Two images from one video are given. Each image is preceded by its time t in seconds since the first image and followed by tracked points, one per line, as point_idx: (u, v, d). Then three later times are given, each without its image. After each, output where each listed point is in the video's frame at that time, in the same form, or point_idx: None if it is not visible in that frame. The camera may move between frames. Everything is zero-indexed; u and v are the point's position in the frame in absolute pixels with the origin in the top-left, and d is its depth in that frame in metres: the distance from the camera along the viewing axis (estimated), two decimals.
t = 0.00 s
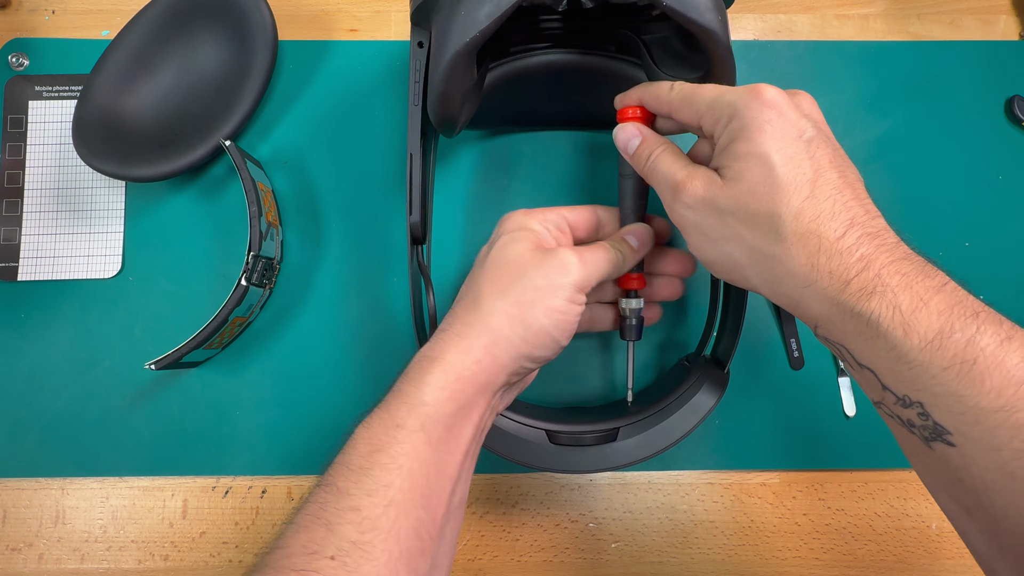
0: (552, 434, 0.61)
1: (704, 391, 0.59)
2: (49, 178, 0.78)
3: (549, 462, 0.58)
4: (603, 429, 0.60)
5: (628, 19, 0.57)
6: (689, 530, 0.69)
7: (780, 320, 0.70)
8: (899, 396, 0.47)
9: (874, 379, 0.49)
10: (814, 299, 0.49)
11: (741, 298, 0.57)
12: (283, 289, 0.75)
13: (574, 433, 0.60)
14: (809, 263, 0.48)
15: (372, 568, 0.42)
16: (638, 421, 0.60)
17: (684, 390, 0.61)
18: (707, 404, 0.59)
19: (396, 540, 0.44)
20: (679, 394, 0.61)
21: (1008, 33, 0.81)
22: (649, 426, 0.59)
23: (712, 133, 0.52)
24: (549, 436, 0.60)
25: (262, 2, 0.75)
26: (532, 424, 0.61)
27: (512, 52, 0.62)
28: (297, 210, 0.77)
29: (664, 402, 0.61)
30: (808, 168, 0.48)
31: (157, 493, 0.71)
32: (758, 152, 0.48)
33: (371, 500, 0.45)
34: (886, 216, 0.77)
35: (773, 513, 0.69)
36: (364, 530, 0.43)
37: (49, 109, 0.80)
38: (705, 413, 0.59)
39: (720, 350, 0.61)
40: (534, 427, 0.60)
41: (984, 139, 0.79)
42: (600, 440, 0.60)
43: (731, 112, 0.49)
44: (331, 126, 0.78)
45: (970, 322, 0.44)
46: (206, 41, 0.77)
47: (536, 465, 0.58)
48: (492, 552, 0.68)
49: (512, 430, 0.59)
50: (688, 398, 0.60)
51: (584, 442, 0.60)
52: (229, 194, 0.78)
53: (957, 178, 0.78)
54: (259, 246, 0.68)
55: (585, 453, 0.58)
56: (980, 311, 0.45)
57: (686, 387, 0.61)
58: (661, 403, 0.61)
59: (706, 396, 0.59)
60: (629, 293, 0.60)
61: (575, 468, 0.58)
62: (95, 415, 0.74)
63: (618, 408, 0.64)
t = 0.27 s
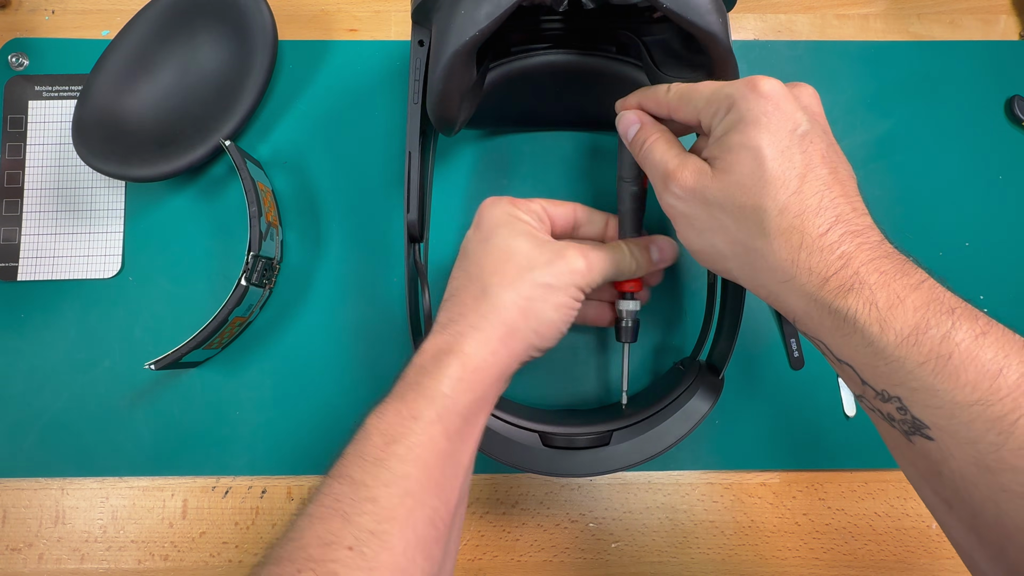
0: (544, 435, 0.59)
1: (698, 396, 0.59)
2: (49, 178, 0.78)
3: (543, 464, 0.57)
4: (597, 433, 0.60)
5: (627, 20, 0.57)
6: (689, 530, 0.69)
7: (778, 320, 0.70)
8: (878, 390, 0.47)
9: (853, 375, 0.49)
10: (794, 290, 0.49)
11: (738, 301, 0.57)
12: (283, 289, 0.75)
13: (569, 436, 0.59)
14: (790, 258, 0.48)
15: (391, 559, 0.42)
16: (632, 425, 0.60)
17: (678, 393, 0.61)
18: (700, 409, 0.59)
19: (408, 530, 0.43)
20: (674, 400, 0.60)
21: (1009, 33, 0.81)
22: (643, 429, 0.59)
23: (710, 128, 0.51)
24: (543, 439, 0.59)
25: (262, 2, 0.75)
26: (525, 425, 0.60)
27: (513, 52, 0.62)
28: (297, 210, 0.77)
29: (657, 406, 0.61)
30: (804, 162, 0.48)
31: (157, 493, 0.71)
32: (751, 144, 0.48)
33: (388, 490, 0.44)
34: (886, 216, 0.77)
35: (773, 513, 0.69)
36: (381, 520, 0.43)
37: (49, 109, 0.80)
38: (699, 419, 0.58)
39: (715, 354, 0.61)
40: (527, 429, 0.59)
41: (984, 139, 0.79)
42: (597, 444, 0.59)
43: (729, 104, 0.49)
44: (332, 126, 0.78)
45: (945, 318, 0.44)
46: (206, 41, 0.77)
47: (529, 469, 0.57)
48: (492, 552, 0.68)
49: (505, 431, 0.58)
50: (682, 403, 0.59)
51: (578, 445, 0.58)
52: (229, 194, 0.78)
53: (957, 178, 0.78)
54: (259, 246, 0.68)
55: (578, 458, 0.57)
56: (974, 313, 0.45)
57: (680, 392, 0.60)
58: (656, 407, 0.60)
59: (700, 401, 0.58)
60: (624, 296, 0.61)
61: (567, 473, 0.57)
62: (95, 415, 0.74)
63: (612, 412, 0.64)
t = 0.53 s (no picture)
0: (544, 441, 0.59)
1: (698, 402, 0.59)
2: (49, 178, 0.78)
3: (544, 470, 0.57)
4: (598, 437, 0.59)
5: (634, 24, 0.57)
6: (689, 530, 0.69)
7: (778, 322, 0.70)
8: (881, 371, 0.46)
9: (855, 358, 0.48)
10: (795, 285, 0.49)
11: (740, 304, 0.57)
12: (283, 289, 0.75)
13: (569, 441, 0.59)
14: (802, 238, 0.48)
15: (366, 541, 0.43)
16: (633, 431, 0.59)
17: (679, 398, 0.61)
18: (701, 415, 0.59)
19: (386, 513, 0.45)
20: (675, 405, 0.60)
21: (1009, 33, 0.81)
22: (643, 435, 0.59)
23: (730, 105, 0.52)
24: (544, 444, 0.58)
25: (262, 3, 0.75)
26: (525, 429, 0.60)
27: (517, 55, 0.61)
28: (297, 211, 0.77)
29: (658, 412, 0.60)
30: (816, 151, 0.48)
31: (157, 493, 0.71)
32: (774, 121, 0.48)
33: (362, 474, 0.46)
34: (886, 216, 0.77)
35: (773, 512, 0.70)
36: (357, 505, 0.44)
37: (49, 110, 0.80)
38: (699, 425, 0.58)
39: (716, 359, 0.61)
40: (528, 435, 0.59)
41: (984, 139, 0.79)
42: (598, 450, 0.58)
43: (756, 81, 0.50)
44: (333, 128, 0.78)
45: (952, 300, 0.44)
46: (206, 41, 0.77)
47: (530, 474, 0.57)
48: (492, 552, 0.68)
49: (505, 436, 0.58)
50: (683, 409, 0.59)
51: (579, 450, 0.58)
52: (230, 194, 0.78)
53: (957, 178, 0.78)
54: (259, 246, 0.68)
55: (579, 463, 0.57)
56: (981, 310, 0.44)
57: (680, 397, 0.60)
58: (657, 412, 0.60)
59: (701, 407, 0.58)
60: (625, 301, 0.61)
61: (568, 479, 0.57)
62: (95, 415, 0.74)
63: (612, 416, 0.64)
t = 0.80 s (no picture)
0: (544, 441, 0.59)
1: (699, 404, 0.58)
2: (50, 178, 0.78)
3: (544, 472, 0.57)
4: (599, 438, 0.59)
5: (633, 26, 0.57)
6: (689, 530, 0.69)
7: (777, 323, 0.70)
8: (878, 374, 0.46)
9: (852, 360, 0.48)
10: (794, 283, 0.48)
11: (740, 304, 0.57)
12: (283, 290, 0.75)
13: (569, 441, 0.59)
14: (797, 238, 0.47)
15: (366, 563, 0.44)
16: (634, 434, 0.59)
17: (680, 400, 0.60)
18: (702, 418, 0.58)
19: (385, 536, 0.45)
20: (676, 407, 0.60)
21: (1009, 33, 0.81)
22: (645, 438, 0.58)
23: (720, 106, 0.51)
24: (544, 446, 0.58)
25: (262, 2, 0.75)
26: (524, 429, 0.60)
27: (516, 56, 0.62)
28: (297, 211, 0.77)
29: (659, 415, 0.60)
30: (811, 147, 0.48)
31: (157, 493, 0.71)
32: (761, 121, 0.47)
33: (362, 496, 0.46)
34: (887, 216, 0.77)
35: (773, 512, 0.70)
36: (356, 526, 0.45)
37: (48, 110, 0.80)
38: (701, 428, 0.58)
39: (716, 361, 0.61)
40: (528, 437, 0.59)
41: (984, 139, 0.79)
42: (597, 451, 0.58)
43: (742, 82, 0.49)
44: (333, 127, 0.78)
45: (951, 301, 0.44)
46: (206, 41, 0.77)
47: (530, 476, 0.57)
48: (492, 552, 0.68)
49: (506, 439, 0.58)
50: (684, 411, 0.59)
51: (579, 451, 0.58)
52: (230, 194, 0.78)
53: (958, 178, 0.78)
54: (259, 246, 0.68)
55: (579, 464, 0.57)
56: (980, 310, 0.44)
57: (682, 399, 0.60)
58: (659, 413, 0.60)
59: (703, 410, 0.58)
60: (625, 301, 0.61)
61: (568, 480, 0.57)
62: (95, 415, 0.74)
63: (613, 416, 0.63)
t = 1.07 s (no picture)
0: (543, 432, 0.59)
1: (698, 404, 0.57)
2: (49, 178, 0.78)
3: (540, 470, 0.55)
4: (598, 431, 0.59)
5: (632, 24, 0.57)
6: (689, 530, 0.69)
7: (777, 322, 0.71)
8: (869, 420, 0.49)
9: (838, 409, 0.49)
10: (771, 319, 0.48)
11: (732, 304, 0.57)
12: (283, 289, 0.75)
13: (569, 432, 0.59)
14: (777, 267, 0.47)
15: None
16: (632, 431, 0.58)
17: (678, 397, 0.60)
18: (699, 418, 0.57)
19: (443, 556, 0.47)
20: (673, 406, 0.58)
21: (1009, 33, 0.81)
22: (641, 435, 0.57)
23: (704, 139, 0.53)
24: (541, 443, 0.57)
25: (262, 2, 0.75)
26: (525, 421, 0.60)
27: (514, 53, 0.62)
28: (297, 210, 0.77)
29: (658, 413, 0.59)
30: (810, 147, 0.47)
31: (157, 493, 0.71)
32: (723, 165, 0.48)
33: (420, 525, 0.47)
34: (887, 216, 0.77)
35: (773, 513, 0.69)
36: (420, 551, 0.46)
37: (48, 109, 0.80)
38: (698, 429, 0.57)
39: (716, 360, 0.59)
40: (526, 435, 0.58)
41: (984, 139, 0.79)
42: (594, 446, 0.58)
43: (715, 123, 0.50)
44: (332, 126, 0.78)
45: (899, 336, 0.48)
46: (206, 41, 0.77)
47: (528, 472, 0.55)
48: (492, 552, 0.68)
49: (503, 435, 0.57)
50: (681, 411, 0.57)
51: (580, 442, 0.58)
52: (229, 194, 0.78)
53: (958, 178, 0.78)
54: (259, 246, 0.68)
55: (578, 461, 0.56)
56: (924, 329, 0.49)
57: (681, 397, 0.59)
58: (657, 408, 0.60)
59: (700, 412, 0.57)
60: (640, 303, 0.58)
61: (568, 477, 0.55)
62: (95, 415, 0.74)
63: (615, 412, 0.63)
